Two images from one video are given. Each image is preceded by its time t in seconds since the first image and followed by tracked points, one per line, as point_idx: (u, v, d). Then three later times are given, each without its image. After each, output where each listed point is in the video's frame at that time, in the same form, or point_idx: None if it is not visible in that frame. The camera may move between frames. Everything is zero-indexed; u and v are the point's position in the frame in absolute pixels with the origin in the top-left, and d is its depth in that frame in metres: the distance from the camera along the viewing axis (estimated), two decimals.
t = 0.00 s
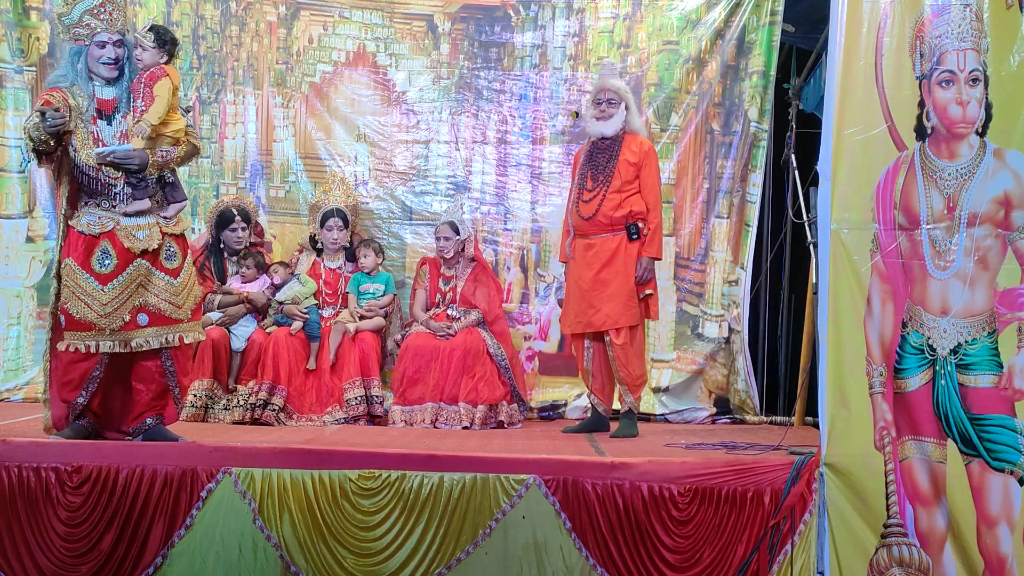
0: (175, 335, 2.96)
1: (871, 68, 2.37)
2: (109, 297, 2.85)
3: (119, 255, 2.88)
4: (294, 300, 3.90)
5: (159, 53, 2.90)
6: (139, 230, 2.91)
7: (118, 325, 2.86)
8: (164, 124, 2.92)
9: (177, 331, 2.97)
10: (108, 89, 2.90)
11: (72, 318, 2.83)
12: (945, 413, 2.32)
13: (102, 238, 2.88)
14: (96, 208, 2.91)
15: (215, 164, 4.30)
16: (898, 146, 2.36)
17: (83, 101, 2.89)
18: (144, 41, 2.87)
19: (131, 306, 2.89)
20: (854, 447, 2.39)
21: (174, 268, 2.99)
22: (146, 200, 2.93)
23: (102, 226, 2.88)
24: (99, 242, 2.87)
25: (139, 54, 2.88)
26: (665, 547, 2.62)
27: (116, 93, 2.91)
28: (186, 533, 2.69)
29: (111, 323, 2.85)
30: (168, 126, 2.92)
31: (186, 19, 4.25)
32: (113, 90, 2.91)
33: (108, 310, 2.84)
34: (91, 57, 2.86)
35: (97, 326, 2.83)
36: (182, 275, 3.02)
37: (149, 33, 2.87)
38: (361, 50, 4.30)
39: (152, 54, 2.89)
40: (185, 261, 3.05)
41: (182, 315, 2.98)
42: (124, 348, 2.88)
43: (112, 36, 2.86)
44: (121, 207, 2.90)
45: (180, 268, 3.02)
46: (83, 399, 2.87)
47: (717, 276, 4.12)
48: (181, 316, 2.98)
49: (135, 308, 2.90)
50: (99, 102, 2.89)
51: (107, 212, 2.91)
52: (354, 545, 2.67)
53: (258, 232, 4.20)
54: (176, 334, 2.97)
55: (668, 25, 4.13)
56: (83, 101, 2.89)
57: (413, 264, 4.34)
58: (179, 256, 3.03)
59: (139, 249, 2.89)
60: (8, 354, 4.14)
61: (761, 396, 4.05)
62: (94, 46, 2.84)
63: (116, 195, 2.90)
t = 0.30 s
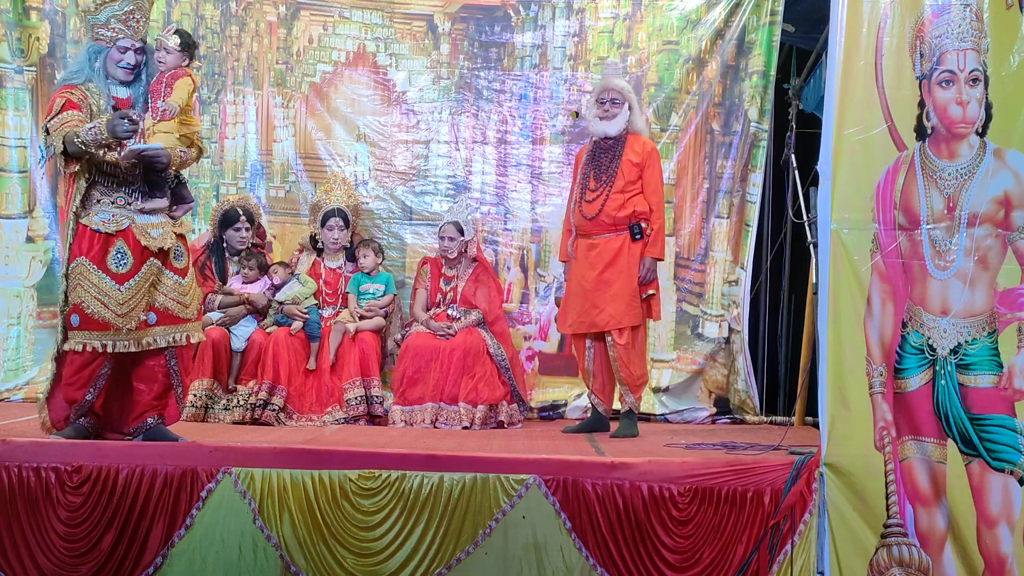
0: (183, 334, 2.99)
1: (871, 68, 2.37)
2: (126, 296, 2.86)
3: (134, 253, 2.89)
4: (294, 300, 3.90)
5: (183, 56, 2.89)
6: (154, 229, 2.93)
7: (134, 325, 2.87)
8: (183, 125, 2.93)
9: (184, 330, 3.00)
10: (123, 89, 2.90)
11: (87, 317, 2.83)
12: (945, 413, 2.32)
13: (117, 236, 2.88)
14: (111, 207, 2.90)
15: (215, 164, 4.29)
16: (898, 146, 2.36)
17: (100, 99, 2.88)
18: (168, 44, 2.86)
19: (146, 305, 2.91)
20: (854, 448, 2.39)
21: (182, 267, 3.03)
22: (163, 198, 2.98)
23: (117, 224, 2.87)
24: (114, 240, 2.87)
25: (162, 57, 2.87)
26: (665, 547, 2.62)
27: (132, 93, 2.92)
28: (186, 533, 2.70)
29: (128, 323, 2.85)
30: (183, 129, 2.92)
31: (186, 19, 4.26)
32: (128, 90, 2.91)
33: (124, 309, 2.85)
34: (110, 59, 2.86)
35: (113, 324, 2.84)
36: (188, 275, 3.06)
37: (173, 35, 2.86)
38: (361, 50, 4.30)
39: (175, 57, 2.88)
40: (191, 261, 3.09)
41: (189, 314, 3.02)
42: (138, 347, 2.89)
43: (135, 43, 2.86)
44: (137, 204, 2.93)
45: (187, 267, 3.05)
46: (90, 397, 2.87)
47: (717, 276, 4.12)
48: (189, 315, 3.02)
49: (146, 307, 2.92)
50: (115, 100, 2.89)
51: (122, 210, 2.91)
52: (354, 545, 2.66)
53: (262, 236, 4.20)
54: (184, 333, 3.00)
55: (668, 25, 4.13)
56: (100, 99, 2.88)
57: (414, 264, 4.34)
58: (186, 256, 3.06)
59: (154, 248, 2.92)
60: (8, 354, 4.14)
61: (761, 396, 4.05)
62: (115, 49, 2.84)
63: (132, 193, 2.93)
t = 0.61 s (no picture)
0: (195, 335, 3.00)
1: (871, 68, 2.37)
2: (149, 294, 2.85)
3: (156, 252, 2.89)
4: (294, 300, 3.90)
5: (203, 59, 2.90)
6: (173, 227, 2.96)
7: (157, 322, 2.86)
8: (205, 125, 2.88)
9: (196, 331, 3.01)
10: (145, 91, 2.90)
11: (111, 316, 2.79)
12: (945, 413, 2.32)
13: (139, 234, 2.87)
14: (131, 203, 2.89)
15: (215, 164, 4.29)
16: (898, 146, 2.36)
17: (122, 99, 2.87)
18: (191, 47, 2.87)
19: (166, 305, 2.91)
20: (854, 448, 2.39)
21: (196, 267, 3.05)
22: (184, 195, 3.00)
23: (140, 221, 2.87)
24: (135, 239, 2.86)
25: (184, 59, 2.87)
26: (666, 547, 2.62)
27: (154, 95, 2.93)
28: (186, 533, 2.70)
29: (151, 321, 2.84)
30: (206, 127, 2.87)
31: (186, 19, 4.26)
32: (149, 92, 2.92)
33: (148, 307, 2.83)
34: (136, 62, 2.86)
35: (137, 322, 2.81)
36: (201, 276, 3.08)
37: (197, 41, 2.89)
38: (361, 50, 4.30)
39: (197, 59, 2.89)
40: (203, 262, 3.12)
41: (202, 315, 3.04)
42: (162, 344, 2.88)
43: (162, 49, 2.87)
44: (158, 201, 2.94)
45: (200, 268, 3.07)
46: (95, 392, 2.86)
47: (717, 276, 4.12)
48: (202, 316, 3.04)
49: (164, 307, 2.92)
50: (139, 102, 2.90)
51: (142, 207, 2.91)
52: (354, 545, 2.66)
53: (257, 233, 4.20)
54: (196, 333, 3.01)
55: (668, 25, 4.13)
56: (122, 99, 2.87)
57: (414, 264, 4.34)
58: (199, 258, 3.09)
59: (174, 245, 2.93)
60: (8, 354, 4.14)
61: (761, 396, 4.05)
62: (143, 54, 2.85)
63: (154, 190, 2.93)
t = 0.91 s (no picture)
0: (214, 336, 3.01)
1: (871, 68, 2.37)
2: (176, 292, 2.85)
3: (182, 251, 2.89)
4: (294, 300, 3.90)
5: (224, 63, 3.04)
6: (195, 226, 2.96)
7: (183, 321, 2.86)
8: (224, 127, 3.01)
9: (216, 331, 3.02)
10: (164, 93, 2.91)
11: (138, 313, 2.77)
12: (945, 413, 2.32)
13: (165, 234, 2.86)
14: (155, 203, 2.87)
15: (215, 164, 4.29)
16: (898, 146, 2.36)
17: (142, 101, 2.84)
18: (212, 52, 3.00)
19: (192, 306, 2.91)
20: (854, 448, 2.39)
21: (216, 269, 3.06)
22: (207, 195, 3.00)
23: (164, 221, 2.85)
24: (162, 237, 2.85)
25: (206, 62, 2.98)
26: (665, 547, 2.62)
27: (174, 96, 2.93)
28: (186, 533, 2.70)
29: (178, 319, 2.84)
30: (225, 129, 3.00)
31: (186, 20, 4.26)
32: (169, 94, 2.92)
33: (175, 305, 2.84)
34: (158, 63, 2.86)
35: (165, 320, 2.81)
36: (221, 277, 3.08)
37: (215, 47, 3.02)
38: (361, 50, 4.30)
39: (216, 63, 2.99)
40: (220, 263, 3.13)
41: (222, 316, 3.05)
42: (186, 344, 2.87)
43: (183, 50, 2.89)
44: (183, 200, 2.93)
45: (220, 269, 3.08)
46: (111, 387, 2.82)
47: (717, 276, 4.12)
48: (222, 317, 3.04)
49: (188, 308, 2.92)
50: (158, 103, 2.89)
51: (166, 207, 2.89)
52: (354, 545, 2.67)
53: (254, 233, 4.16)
54: (215, 334, 3.01)
55: (668, 25, 4.13)
56: (142, 100, 2.84)
57: (414, 264, 4.34)
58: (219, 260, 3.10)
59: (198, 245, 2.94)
60: (8, 354, 4.15)
61: (761, 396, 4.05)
62: (166, 55, 2.85)
63: (179, 189, 2.92)
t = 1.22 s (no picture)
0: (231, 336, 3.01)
1: (871, 68, 2.37)
2: (200, 290, 2.85)
3: (203, 249, 2.89)
4: (294, 300, 3.90)
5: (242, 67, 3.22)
6: (211, 227, 2.94)
7: (210, 317, 2.87)
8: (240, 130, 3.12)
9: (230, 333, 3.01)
10: (180, 93, 2.91)
11: (167, 313, 2.78)
12: (945, 413, 2.32)
13: (184, 232, 2.85)
14: (171, 203, 2.86)
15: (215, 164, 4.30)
16: (898, 146, 2.36)
17: (158, 100, 2.85)
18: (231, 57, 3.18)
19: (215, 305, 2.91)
20: (854, 448, 2.39)
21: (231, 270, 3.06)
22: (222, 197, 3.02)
23: (181, 220, 2.85)
24: (181, 236, 2.85)
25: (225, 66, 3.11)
26: (665, 547, 2.62)
27: (190, 97, 2.93)
28: (186, 533, 2.70)
29: (205, 315, 2.85)
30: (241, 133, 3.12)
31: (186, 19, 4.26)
32: (185, 94, 2.92)
33: (201, 301, 2.84)
34: (176, 63, 2.86)
35: (192, 317, 2.81)
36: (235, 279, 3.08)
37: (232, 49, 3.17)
38: (361, 50, 4.30)
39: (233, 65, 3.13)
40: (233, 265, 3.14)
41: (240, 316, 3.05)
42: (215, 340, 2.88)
43: (200, 50, 2.89)
44: (200, 201, 2.93)
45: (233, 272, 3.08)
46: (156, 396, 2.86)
47: (717, 276, 4.12)
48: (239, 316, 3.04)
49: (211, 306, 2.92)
50: (174, 103, 2.89)
51: (183, 207, 2.88)
52: (354, 545, 2.67)
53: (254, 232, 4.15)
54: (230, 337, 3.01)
55: (668, 25, 4.13)
56: (158, 100, 2.85)
57: (414, 264, 4.34)
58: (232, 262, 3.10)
59: (217, 244, 2.94)
60: (8, 354, 4.15)
61: (761, 396, 4.05)
62: (184, 54, 2.86)
63: (196, 189, 2.92)
